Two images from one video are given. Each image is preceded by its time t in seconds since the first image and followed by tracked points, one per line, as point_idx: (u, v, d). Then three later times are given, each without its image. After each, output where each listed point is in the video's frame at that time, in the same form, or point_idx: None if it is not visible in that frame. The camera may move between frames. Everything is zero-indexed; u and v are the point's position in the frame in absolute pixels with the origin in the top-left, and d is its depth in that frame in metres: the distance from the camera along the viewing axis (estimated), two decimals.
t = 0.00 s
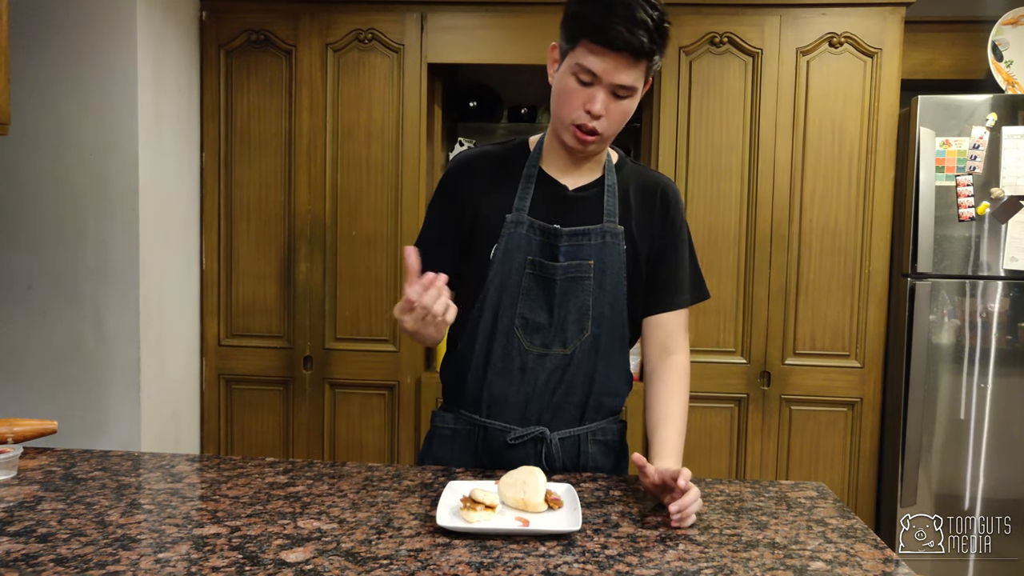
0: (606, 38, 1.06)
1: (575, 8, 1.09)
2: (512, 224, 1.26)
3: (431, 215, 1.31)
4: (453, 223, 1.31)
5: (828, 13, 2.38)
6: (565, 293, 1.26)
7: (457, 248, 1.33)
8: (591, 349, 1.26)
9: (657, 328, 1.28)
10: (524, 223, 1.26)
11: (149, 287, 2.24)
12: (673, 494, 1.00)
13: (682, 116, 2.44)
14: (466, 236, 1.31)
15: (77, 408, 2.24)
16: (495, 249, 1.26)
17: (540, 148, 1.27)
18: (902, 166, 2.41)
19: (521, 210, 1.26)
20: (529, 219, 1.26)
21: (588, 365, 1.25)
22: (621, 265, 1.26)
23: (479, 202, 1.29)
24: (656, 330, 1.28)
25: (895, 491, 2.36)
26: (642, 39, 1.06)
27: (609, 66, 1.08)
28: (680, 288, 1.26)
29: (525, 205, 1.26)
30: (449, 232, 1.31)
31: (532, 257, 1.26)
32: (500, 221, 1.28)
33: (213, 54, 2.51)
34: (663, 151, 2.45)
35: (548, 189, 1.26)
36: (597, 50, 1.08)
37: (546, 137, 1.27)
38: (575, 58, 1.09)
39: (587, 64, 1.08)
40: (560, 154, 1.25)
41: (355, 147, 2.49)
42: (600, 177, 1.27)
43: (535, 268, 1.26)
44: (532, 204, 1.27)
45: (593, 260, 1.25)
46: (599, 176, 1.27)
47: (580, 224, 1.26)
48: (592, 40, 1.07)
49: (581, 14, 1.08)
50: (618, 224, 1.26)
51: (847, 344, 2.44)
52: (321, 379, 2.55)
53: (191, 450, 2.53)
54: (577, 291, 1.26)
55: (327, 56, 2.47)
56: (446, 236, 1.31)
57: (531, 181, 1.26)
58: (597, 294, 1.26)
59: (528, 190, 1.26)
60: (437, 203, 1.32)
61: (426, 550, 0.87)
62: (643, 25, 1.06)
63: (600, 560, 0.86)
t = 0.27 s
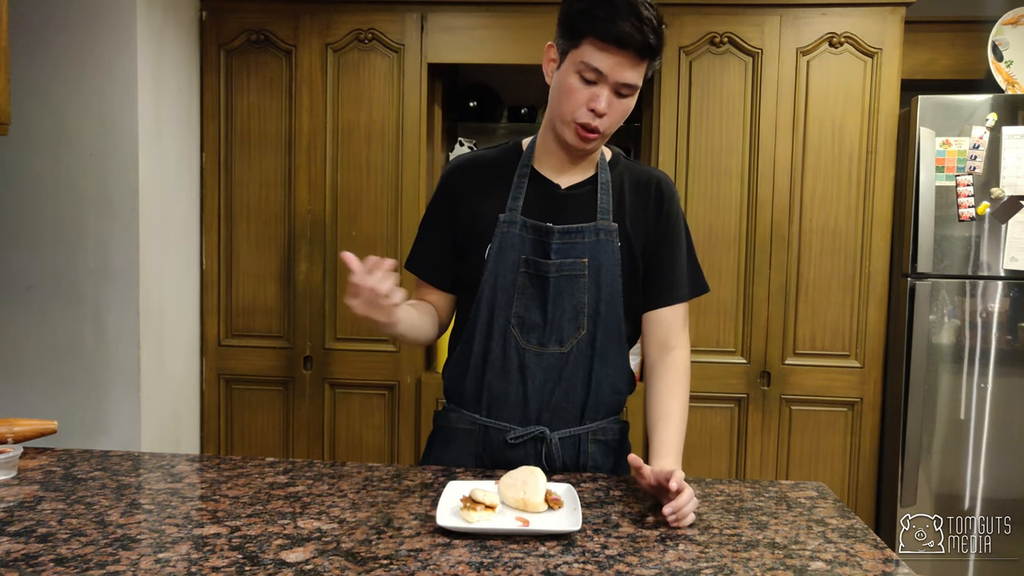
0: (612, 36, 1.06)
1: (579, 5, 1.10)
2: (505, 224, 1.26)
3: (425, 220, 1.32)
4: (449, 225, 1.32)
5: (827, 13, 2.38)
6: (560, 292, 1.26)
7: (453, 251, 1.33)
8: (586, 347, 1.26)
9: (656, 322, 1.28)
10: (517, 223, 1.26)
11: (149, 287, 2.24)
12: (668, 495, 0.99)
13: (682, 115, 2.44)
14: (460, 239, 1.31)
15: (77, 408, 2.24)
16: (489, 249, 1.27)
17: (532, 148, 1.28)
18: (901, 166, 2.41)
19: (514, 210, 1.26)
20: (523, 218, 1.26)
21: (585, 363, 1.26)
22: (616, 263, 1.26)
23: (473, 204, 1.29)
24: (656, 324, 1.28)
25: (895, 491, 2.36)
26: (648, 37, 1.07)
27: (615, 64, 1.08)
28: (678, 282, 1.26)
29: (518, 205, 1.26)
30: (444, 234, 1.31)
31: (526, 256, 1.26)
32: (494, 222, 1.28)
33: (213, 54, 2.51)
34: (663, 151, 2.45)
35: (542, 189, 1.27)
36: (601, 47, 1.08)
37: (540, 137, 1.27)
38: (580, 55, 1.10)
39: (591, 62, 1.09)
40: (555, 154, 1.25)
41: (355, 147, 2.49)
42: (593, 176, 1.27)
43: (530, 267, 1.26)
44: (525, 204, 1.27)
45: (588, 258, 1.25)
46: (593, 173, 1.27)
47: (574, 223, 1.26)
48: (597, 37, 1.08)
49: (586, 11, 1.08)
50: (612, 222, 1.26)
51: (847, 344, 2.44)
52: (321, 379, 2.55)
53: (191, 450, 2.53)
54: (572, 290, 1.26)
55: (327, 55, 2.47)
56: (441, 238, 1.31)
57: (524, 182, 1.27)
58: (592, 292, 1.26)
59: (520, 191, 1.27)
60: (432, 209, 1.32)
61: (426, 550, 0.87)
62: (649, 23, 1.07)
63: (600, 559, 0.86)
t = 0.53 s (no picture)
0: (621, 43, 1.06)
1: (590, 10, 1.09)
2: (504, 225, 1.27)
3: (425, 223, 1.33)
4: (450, 224, 1.32)
5: (827, 13, 2.38)
6: (558, 293, 1.26)
7: (453, 254, 1.33)
8: (587, 347, 1.26)
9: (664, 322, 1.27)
10: (516, 225, 1.27)
11: (149, 287, 2.24)
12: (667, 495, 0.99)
13: (682, 115, 2.44)
14: (460, 241, 1.32)
15: (78, 409, 2.24)
16: (488, 250, 1.28)
17: (534, 149, 1.29)
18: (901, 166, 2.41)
19: (513, 212, 1.27)
20: (521, 220, 1.27)
21: (585, 364, 1.25)
22: (616, 264, 1.26)
23: (472, 207, 1.30)
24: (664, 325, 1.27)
25: (894, 491, 2.36)
26: (657, 46, 1.06)
27: (622, 71, 1.08)
28: (681, 283, 1.25)
29: (517, 207, 1.27)
30: (445, 232, 1.32)
31: (525, 257, 1.27)
32: (492, 223, 1.29)
33: (213, 54, 2.51)
34: (663, 152, 2.45)
35: (541, 190, 1.27)
36: (609, 54, 1.08)
37: (544, 140, 1.27)
38: (588, 61, 1.09)
39: (599, 67, 1.08)
40: (559, 158, 1.25)
41: (355, 147, 2.49)
42: (596, 177, 1.28)
43: (528, 268, 1.27)
44: (524, 206, 1.28)
45: (587, 260, 1.26)
46: (596, 175, 1.27)
47: (573, 225, 1.26)
48: (605, 43, 1.07)
49: (597, 17, 1.08)
50: (613, 225, 1.27)
51: (847, 344, 2.44)
52: (321, 379, 2.55)
53: (191, 450, 2.53)
54: (571, 291, 1.26)
55: (326, 56, 2.47)
56: (442, 237, 1.32)
57: (525, 182, 1.28)
58: (592, 294, 1.26)
59: (520, 192, 1.27)
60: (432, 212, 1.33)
61: (426, 550, 0.87)
62: (658, 32, 1.07)
63: (600, 560, 0.86)
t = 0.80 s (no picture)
0: (628, 56, 1.05)
1: (600, 21, 1.08)
2: (510, 227, 1.27)
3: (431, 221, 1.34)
4: (457, 223, 1.33)
5: (827, 13, 2.38)
6: (562, 297, 1.26)
7: (457, 252, 1.35)
8: (591, 350, 1.25)
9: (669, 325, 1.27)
10: (522, 227, 1.27)
11: (149, 287, 2.24)
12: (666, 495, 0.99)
13: (682, 115, 2.44)
14: (464, 239, 1.33)
15: (77, 409, 2.23)
16: (495, 251, 1.28)
17: (543, 151, 1.28)
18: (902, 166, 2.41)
19: (520, 214, 1.28)
20: (527, 223, 1.27)
21: (588, 366, 1.25)
22: (623, 271, 1.25)
23: (478, 206, 1.31)
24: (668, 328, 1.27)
25: (894, 491, 2.36)
26: (665, 59, 1.05)
27: (630, 84, 1.07)
28: (689, 284, 1.25)
29: (524, 209, 1.27)
30: (453, 231, 1.33)
31: (529, 260, 1.27)
32: (500, 226, 1.29)
33: (213, 54, 2.51)
34: (663, 152, 2.45)
35: (548, 193, 1.28)
36: (617, 67, 1.07)
37: (553, 143, 1.27)
38: (596, 72, 1.09)
39: (606, 80, 1.08)
40: (567, 163, 1.25)
41: (355, 147, 2.49)
42: (604, 181, 1.28)
43: (533, 272, 1.27)
44: (531, 209, 1.28)
45: (592, 264, 1.26)
46: (604, 179, 1.27)
47: (577, 229, 1.27)
48: (613, 56, 1.07)
49: (606, 28, 1.07)
50: (620, 229, 1.26)
51: (847, 344, 2.44)
52: (321, 379, 2.55)
53: (191, 450, 2.53)
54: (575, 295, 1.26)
55: (327, 56, 2.47)
56: (449, 236, 1.33)
57: (532, 184, 1.28)
58: (595, 299, 1.26)
59: (527, 194, 1.27)
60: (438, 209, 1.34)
61: (426, 550, 0.87)
62: (666, 44, 1.06)
63: (600, 560, 0.86)
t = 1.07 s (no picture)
0: (636, 56, 1.05)
1: (607, 20, 1.08)
2: (521, 226, 1.26)
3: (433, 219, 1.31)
4: (460, 221, 1.31)
5: (828, 13, 2.38)
6: (573, 297, 1.26)
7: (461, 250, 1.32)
8: (600, 351, 1.25)
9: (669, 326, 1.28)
10: (533, 226, 1.26)
11: (149, 287, 2.24)
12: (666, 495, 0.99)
13: (682, 115, 2.44)
14: (468, 236, 1.31)
15: (77, 409, 2.23)
16: (503, 250, 1.27)
17: (550, 150, 1.28)
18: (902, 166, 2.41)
19: (530, 212, 1.26)
20: (538, 221, 1.26)
21: (597, 367, 1.25)
22: (632, 270, 1.26)
23: (483, 202, 1.29)
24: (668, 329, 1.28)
25: (895, 491, 2.36)
26: (673, 58, 1.05)
27: (637, 84, 1.07)
28: (690, 288, 1.26)
29: (534, 207, 1.26)
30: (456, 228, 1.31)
31: (540, 259, 1.26)
32: (508, 222, 1.27)
33: (213, 54, 2.51)
34: (663, 152, 2.45)
35: (557, 191, 1.27)
36: (625, 67, 1.07)
37: (559, 141, 1.27)
38: (603, 72, 1.09)
39: (614, 79, 1.08)
40: (575, 161, 1.25)
41: (355, 147, 2.49)
42: (611, 180, 1.28)
43: (543, 271, 1.26)
44: (541, 207, 1.27)
45: (603, 264, 1.25)
46: (612, 178, 1.27)
47: (588, 229, 1.26)
48: (621, 55, 1.06)
49: (613, 27, 1.07)
50: (630, 228, 1.26)
51: (847, 344, 2.44)
52: (321, 379, 2.55)
53: (191, 450, 2.53)
54: (585, 295, 1.26)
55: (327, 56, 2.47)
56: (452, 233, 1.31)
57: (542, 181, 1.27)
58: (606, 298, 1.26)
59: (537, 192, 1.27)
60: (440, 206, 1.32)
61: (426, 550, 0.87)
62: (673, 43, 1.05)
63: (600, 559, 0.86)
